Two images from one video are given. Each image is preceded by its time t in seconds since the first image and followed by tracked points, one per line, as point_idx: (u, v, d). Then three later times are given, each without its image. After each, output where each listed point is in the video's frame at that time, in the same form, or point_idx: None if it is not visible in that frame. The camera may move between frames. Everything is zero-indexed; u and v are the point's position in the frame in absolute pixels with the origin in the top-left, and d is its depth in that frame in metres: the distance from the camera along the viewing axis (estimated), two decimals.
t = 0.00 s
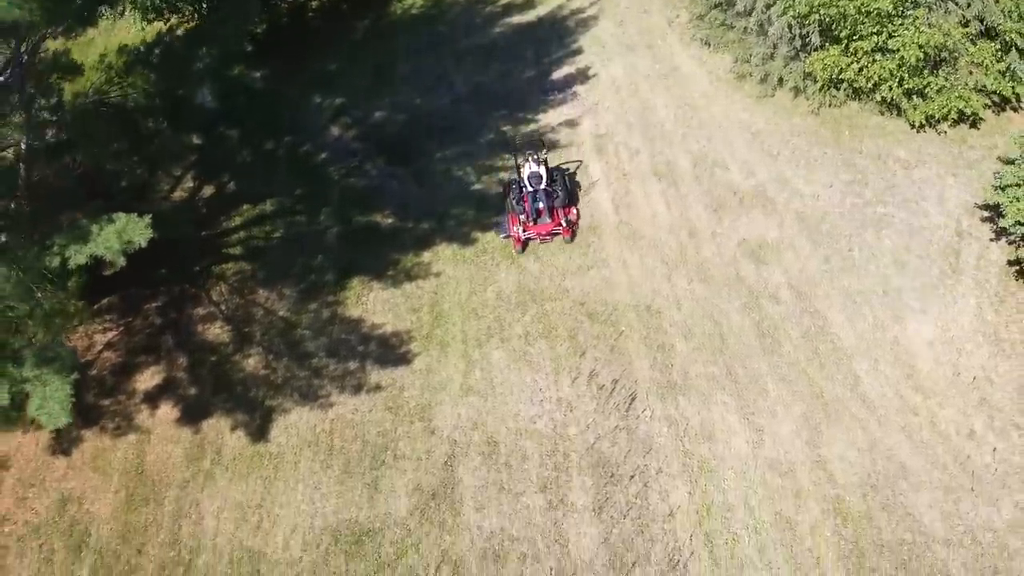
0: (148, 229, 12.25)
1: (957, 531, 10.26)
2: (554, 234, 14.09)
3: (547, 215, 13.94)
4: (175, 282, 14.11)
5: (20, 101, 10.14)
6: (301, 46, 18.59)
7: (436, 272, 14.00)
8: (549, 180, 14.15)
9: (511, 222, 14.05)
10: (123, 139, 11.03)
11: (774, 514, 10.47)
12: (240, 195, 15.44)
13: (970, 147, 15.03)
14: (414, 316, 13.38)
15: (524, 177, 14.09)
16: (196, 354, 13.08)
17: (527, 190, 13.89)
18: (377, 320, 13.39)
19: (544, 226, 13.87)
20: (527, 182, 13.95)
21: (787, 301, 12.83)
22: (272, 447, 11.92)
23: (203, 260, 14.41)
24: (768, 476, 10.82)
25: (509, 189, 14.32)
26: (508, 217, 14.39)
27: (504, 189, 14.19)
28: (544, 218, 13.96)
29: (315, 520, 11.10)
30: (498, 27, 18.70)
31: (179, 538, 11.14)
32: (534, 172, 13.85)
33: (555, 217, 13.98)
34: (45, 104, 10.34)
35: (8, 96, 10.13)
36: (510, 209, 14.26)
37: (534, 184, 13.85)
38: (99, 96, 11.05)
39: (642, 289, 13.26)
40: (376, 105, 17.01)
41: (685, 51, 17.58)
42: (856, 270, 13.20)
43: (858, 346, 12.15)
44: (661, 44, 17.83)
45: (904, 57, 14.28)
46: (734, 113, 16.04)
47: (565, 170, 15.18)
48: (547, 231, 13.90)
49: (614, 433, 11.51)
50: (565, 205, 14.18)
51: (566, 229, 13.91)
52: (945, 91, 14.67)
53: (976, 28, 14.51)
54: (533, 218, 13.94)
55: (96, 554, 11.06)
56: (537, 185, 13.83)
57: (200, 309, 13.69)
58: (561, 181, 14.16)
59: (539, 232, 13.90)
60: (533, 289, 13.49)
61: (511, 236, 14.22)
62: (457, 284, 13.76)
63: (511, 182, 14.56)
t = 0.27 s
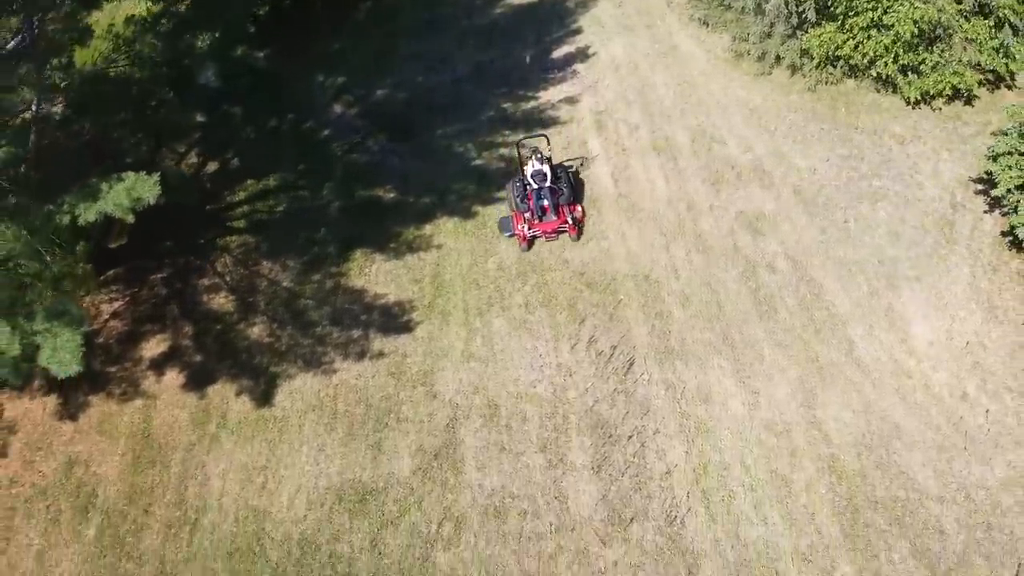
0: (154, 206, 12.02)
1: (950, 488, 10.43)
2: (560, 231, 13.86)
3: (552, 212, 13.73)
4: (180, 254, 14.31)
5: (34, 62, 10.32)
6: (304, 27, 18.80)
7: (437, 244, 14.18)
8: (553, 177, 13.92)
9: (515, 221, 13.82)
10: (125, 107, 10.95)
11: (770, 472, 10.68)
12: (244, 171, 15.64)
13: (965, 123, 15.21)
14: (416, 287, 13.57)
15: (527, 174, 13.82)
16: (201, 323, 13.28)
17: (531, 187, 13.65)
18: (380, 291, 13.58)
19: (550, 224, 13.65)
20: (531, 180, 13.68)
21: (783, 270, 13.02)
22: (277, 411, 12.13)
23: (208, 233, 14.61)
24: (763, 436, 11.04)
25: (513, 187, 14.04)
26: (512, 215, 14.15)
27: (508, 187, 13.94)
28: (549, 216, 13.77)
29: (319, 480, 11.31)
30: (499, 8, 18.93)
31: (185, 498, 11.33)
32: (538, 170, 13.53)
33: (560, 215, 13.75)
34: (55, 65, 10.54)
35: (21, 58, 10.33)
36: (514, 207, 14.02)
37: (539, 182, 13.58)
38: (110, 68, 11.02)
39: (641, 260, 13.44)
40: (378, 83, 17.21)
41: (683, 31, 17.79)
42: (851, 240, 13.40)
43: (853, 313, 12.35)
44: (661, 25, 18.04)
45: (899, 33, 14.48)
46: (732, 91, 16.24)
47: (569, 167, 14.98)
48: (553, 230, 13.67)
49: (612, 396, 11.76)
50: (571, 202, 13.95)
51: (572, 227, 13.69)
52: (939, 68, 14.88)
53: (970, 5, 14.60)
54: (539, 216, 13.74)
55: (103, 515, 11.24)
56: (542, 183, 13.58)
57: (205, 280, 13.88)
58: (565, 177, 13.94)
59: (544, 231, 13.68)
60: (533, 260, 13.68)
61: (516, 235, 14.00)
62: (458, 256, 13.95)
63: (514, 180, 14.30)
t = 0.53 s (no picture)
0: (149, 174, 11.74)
1: (942, 444, 10.64)
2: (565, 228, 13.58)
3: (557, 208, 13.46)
4: (185, 225, 14.51)
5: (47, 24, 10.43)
6: (306, 6, 19.01)
7: (439, 216, 14.37)
8: (558, 173, 13.76)
9: (519, 218, 13.53)
10: (136, 76, 10.88)
11: (765, 429, 10.92)
12: (247, 145, 15.84)
13: (959, 99, 15.40)
14: (417, 256, 13.76)
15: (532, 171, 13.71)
16: (206, 290, 13.49)
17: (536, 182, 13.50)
18: (382, 260, 13.79)
19: (555, 219, 13.35)
20: (536, 175, 13.54)
21: (779, 238, 13.23)
22: (282, 374, 12.35)
23: (212, 205, 14.81)
24: (759, 395, 11.26)
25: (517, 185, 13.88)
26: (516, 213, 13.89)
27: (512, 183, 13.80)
28: (554, 211, 13.48)
29: (323, 439, 11.54)
30: None
31: (191, 458, 11.53)
32: (543, 164, 13.48)
33: (565, 211, 13.49)
34: (67, 27, 10.54)
35: (33, 20, 10.50)
36: (518, 204, 13.76)
37: (544, 176, 13.44)
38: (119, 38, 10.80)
39: (639, 229, 13.64)
40: (379, 61, 17.42)
41: (682, 10, 18.01)
42: (846, 209, 13.61)
43: (847, 278, 12.56)
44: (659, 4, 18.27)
45: (893, 7, 14.70)
46: (729, 67, 16.45)
47: (573, 163, 14.78)
48: (557, 225, 13.37)
49: (611, 358, 12.02)
50: (575, 199, 13.73)
51: (577, 223, 13.44)
52: (933, 43, 15.10)
53: None
54: (543, 212, 13.44)
55: (110, 473, 11.43)
56: (547, 177, 13.44)
57: (210, 250, 14.08)
58: (570, 173, 13.78)
59: (549, 226, 13.36)
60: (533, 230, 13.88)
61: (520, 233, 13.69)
62: (459, 226, 14.14)
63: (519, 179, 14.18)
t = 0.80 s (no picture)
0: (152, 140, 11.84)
1: (934, 399, 10.83)
2: (567, 223, 13.40)
3: (561, 202, 13.23)
4: (190, 196, 14.71)
5: None
6: None
7: (440, 186, 14.56)
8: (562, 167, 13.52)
9: (522, 211, 13.39)
10: (143, 44, 11.05)
11: (759, 385, 11.16)
12: (251, 119, 16.05)
13: (953, 74, 15.53)
14: (419, 225, 13.96)
15: (537, 163, 13.48)
16: (211, 257, 13.71)
17: (540, 175, 13.26)
18: (384, 228, 14.00)
19: (557, 214, 13.17)
20: (540, 168, 13.30)
21: (776, 205, 13.45)
22: (286, 337, 12.58)
23: (217, 176, 15.02)
24: (754, 353, 11.50)
25: (521, 177, 13.68)
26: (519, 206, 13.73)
27: (515, 175, 13.57)
28: (557, 206, 13.27)
29: (328, 398, 11.78)
30: None
31: (198, 416, 11.74)
32: (548, 158, 13.26)
33: (568, 205, 13.28)
34: None
35: None
36: (522, 197, 13.59)
37: (548, 170, 13.22)
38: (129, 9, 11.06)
39: (638, 197, 13.84)
40: (381, 38, 17.64)
41: None
42: (841, 178, 13.83)
43: (842, 243, 12.77)
44: None
45: None
46: (727, 42, 16.68)
47: (579, 158, 14.57)
48: (560, 220, 13.20)
49: (610, 319, 12.24)
50: (580, 194, 13.52)
51: (580, 218, 13.26)
52: (927, 18, 15.33)
53: None
54: (545, 206, 13.25)
55: (118, 431, 11.64)
56: (551, 170, 13.19)
57: (215, 219, 14.29)
58: (576, 167, 13.54)
59: (551, 221, 13.21)
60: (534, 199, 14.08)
61: (522, 226, 13.55)
62: (460, 196, 14.34)
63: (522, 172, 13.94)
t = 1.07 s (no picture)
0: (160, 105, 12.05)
1: (926, 354, 11.07)
2: (570, 215, 13.25)
3: (563, 195, 13.07)
4: (196, 166, 14.94)
5: None
6: None
7: (441, 156, 14.80)
8: (566, 158, 13.30)
9: (524, 203, 13.17)
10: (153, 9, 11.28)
11: (755, 342, 11.41)
12: (255, 93, 16.29)
13: (947, 48, 15.78)
14: (421, 193, 14.20)
15: (539, 155, 13.23)
16: (217, 225, 13.94)
17: (543, 168, 13.03)
18: (386, 196, 14.23)
19: (560, 206, 13.01)
20: (542, 160, 13.05)
21: (772, 172, 13.68)
22: (291, 299, 12.82)
23: (222, 147, 15.25)
24: (750, 312, 11.74)
25: (522, 168, 13.43)
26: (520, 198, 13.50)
27: (518, 168, 13.34)
28: (560, 198, 13.11)
29: (332, 357, 12.05)
30: None
31: (205, 375, 11.98)
32: (551, 149, 12.96)
33: (572, 198, 13.13)
34: None
35: None
36: (524, 189, 13.36)
37: (551, 162, 12.95)
38: None
39: (636, 165, 14.07)
40: (383, 15, 17.88)
41: None
42: (836, 146, 14.07)
43: (836, 208, 13.02)
44: None
45: None
46: (724, 18, 16.93)
47: (582, 149, 14.40)
48: (563, 212, 13.05)
49: (608, 282, 12.47)
50: (582, 185, 13.36)
51: (584, 210, 13.09)
52: None
53: None
54: (549, 198, 13.07)
55: (126, 389, 11.87)
56: (554, 162, 12.95)
57: (220, 188, 14.52)
58: (578, 159, 13.35)
59: (554, 213, 13.04)
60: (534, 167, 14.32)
61: (524, 219, 13.35)
62: (461, 165, 14.57)
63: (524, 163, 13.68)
